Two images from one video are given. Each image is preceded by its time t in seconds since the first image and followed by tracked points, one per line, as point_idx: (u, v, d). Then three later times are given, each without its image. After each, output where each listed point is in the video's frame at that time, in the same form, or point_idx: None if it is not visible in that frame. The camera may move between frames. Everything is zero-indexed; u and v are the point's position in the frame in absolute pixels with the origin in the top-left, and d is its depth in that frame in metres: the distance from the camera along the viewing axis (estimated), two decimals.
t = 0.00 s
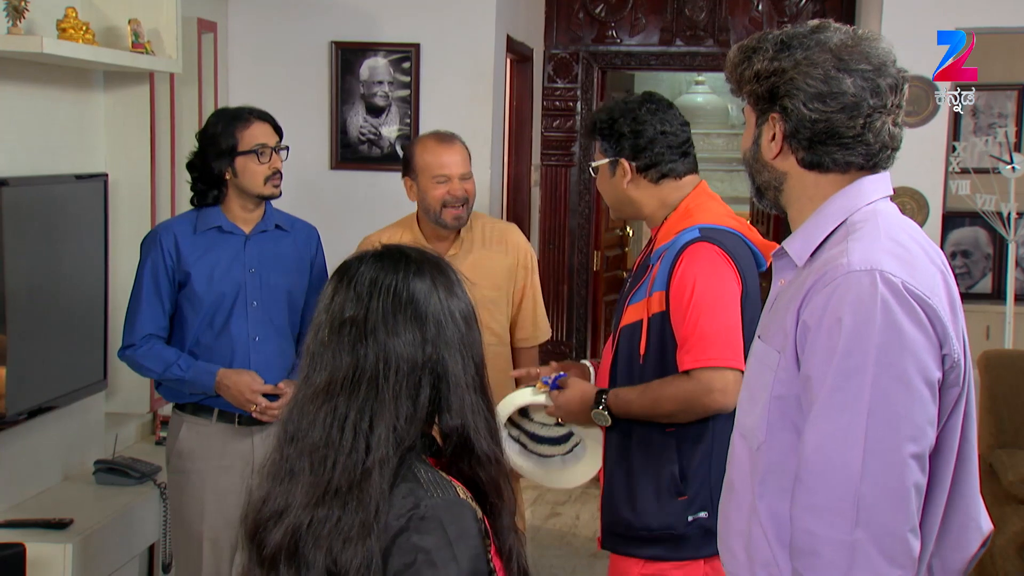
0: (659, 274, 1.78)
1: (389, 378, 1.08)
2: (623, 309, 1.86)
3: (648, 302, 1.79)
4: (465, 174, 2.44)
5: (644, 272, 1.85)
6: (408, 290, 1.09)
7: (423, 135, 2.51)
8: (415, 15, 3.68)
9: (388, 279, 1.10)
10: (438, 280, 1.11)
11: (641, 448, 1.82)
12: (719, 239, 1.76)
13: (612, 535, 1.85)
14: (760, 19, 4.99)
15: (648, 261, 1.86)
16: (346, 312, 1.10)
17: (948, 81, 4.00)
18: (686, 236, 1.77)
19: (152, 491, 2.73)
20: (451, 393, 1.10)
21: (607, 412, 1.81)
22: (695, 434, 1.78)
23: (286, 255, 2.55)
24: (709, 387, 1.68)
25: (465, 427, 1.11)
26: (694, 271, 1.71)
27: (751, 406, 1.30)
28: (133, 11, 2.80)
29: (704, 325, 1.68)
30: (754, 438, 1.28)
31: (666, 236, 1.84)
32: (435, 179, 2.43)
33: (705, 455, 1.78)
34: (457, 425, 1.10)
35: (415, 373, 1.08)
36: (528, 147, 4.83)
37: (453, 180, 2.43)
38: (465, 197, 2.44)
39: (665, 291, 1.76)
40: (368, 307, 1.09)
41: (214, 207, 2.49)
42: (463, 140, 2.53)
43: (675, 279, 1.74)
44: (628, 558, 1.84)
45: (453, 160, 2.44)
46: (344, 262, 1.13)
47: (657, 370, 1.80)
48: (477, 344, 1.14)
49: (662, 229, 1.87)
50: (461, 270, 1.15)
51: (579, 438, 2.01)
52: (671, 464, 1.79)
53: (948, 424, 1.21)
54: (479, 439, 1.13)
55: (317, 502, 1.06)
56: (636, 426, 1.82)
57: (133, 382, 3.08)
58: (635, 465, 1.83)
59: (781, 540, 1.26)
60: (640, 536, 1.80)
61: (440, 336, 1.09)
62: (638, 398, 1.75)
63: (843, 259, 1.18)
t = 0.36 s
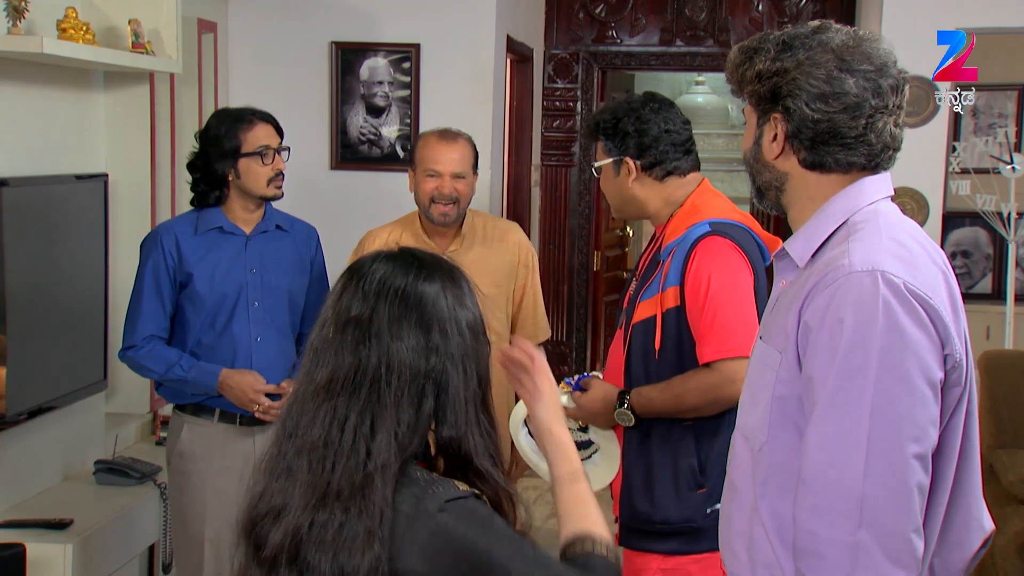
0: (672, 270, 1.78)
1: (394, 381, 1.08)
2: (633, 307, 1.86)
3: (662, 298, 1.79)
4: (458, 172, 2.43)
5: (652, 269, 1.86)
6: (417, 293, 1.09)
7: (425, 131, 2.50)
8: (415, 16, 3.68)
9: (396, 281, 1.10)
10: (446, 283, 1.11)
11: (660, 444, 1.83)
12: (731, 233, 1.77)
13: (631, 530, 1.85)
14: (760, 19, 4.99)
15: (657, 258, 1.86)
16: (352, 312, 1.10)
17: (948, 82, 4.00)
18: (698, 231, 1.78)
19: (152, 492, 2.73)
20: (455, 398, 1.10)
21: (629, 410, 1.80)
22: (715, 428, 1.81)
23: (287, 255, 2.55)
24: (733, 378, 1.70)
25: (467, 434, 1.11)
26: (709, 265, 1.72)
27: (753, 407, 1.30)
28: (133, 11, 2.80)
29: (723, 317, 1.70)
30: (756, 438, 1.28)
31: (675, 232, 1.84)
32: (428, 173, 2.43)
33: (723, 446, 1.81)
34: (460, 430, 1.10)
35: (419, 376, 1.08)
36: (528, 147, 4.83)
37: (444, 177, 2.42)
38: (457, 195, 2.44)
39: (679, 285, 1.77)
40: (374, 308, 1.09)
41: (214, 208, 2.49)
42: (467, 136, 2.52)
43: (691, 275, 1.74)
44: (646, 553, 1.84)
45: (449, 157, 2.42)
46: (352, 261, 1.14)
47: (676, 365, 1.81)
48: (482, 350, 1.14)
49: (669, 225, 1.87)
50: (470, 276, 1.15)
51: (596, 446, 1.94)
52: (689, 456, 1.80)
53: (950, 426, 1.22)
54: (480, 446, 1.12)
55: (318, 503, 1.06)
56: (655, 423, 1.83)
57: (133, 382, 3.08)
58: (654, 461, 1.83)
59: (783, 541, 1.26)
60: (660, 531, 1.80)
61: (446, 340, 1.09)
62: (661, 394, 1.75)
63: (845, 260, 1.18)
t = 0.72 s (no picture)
0: (679, 269, 1.78)
1: (406, 379, 1.08)
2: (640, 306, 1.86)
3: (670, 297, 1.79)
4: (451, 177, 2.41)
5: (658, 269, 1.86)
6: (426, 293, 1.09)
7: (429, 133, 2.49)
8: (415, 16, 3.67)
9: (406, 280, 1.10)
10: (455, 283, 1.11)
11: (667, 443, 1.83)
12: (737, 232, 1.77)
13: (637, 529, 1.85)
14: (760, 19, 4.99)
15: (663, 257, 1.87)
16: (363, 311, 1.10)
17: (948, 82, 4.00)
18: (704, 230, 1.78)
19: (153, 492, 2.73)
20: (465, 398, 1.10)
21: (638, 407, 1.80)
22: (723, 427, 1.82)
23: (287, 255, 2.55)
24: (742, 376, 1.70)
25: (476, 433, 1.11)
26: (718, 265, 1.72)
27: (752, 407, 1.30)
28: (133, 11, 2.80)
29: (732, 316, 1.70)
30: (755, 438, 1.28)
31: (683, 230, 1.84)
32: (423, 174, 2.43)
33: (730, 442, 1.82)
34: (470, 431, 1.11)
35: (430, 376, 1.08)
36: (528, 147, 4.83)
37: (437, 180, 2.41)
38: (448, 200, 2.42)
39: (686, 284, 1.77)
40: (384, 306, 1.09)
41: (215, 208, 2.49)
42: (471, 143, 2.50)
43: (699, 274, 1.74)
44: (651, 552, 1.83)
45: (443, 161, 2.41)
46: (361, 259, 1.13)
47: (683, 364, 1.81)
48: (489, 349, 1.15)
49: (676, 225, 1.87)
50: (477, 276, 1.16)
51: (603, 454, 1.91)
52: (696, 454, 1.81)
53: (949, 426, 1.21)
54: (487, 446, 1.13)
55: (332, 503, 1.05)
56: (662, 422, 1.84)
57: (133, 382, 3.08)
58: (661, 459, 1.84)
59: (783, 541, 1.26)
60: (666, 529, 1.80)
61: (455, 340, 1.10)
62: (671, 392, 1.75)
63: (844, 259, 1.18)
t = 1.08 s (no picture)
0: (681, 268, 1.78)
1: (408, 383, 1.08)
2: (642, 306, 1.85)
3: (672, 297, 1.79)
4: (444, 178, 2.41)
5: (660, 269, 1.86)
6: (425, 296, 1.09)
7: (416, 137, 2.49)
8: (415, 16, 3.67)
9: (404, 284, 1.10)
10: (451, 284, 1.11)
11: (667, 443, 1.83)
12: (739, 233, 1.77)
13: (637, 528, 1.85)
14: (760, 18, 4.99)
15: (666, 257, 1.87)
16: (362, 315, 1.09)
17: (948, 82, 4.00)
18: (707, 230, 1.78)
19: (152, 492, 2.73)
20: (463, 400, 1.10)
21: (638, 406, 1.80)
22: (723, 427, 1.82)
23: (288, 254, 2.55)
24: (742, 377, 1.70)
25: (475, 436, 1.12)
26: (720, 266, 1.72)
27: (750, 408, 1.30)
28: (133, 11, 2.80)
29: (734, 316, 1.70)
30: (753, 438, 1.29)
31: (684, 231, 1.84)
32: (415, 179, 2.43)
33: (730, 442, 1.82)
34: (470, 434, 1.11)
35: (429, 379, 1.08)
36: (528, 147, 4.83)
37: (430, 182, 2.42)
38: (442, 203, 2.43)
39: (689, 285, 1.77)
40: (384, 311, 1.09)
41: (215, 208, 2.49)
42: (457, 141, 2.51)
43: (701, 274, 1.75)
44: (651, 552, 1.84)
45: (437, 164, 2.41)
46: (356, 263, 1.13)
47: (685, 364, 1.81)
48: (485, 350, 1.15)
49: (679, 224, 1.86)
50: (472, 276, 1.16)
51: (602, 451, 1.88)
52: (696, 455, 1.81)
53: (945, 426, 1.21)
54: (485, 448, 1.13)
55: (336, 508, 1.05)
56: (662, 421, 1.84)
57: (133, 381, 3.07)
58: (661, 460, 1.84)
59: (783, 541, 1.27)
60: (666, 529, 1.81)
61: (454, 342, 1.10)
62: (672, 392, 1.75)
63: (839, 260, 1.18)
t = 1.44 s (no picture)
0: (682, 268, 1.78)
1: (412, 383, 1.08)
2: (642, 305, 1.85)
3: (673, 297, 1.79)
4: (450, 169, 2.42)
5: (661, 268, 1.86)
6: (424, 295, 1.09)
7: (420, 131, 2.49)
8: (415, 15, 3.67)
9: (403, 284, 1.10)
10: (448, 283, 1.11)
11: (665, 442, 1.84)
12: (741, 233, 1.77)
13: (634, 527, 1.85)
14: (760, 17, 4.99)
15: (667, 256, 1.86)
16: (363, 316, 1.09)
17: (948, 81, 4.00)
18: (709, 230, 1.78)
19: (152, 490, 2.73)
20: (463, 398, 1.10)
21: (637, 405, 1.80)
22: (723, 427, 1.82)
23: (288, 253, 2.55)
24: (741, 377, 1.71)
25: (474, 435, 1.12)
26: (722, 266, 1.72)
27: (745, 408, 1.30)
28: (133, 9, 2.80)
29: (736, 316, 1.70)
30: (748, 439, 1.28)
31: (686, 230, 1.83)
32: (422, 171, 2.43)
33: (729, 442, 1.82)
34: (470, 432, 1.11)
35: (430, 379, 1.08)
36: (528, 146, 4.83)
37: (435, 174, 2.42)
38: (449, 193, 2.43)
39: (690, 285, 1.77)
40: (383, 313, 1.09)
41: (215, 207, 2.48)
42: (461, 135, 2.51)
43: (702, 275, 1.74)
44: (649, 551, 1.84)
45: (444, 156, 2.41)
46: (352, 264, 1.13)
47: (685, 363, 1.81)
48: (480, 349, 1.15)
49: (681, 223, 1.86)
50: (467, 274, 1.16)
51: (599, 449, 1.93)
52: (694, 455, 1.81)
53: (941, 424, 1.21)
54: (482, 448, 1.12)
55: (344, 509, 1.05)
56: (661, 421, 1.84)
57: (133, 381, 3.07)
58: (660, 459, 1.84)
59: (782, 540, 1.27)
60: (664, 528, 1.81)
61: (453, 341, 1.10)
62: (672, 391, 1.75)
63: (832, 260, 1.19)
